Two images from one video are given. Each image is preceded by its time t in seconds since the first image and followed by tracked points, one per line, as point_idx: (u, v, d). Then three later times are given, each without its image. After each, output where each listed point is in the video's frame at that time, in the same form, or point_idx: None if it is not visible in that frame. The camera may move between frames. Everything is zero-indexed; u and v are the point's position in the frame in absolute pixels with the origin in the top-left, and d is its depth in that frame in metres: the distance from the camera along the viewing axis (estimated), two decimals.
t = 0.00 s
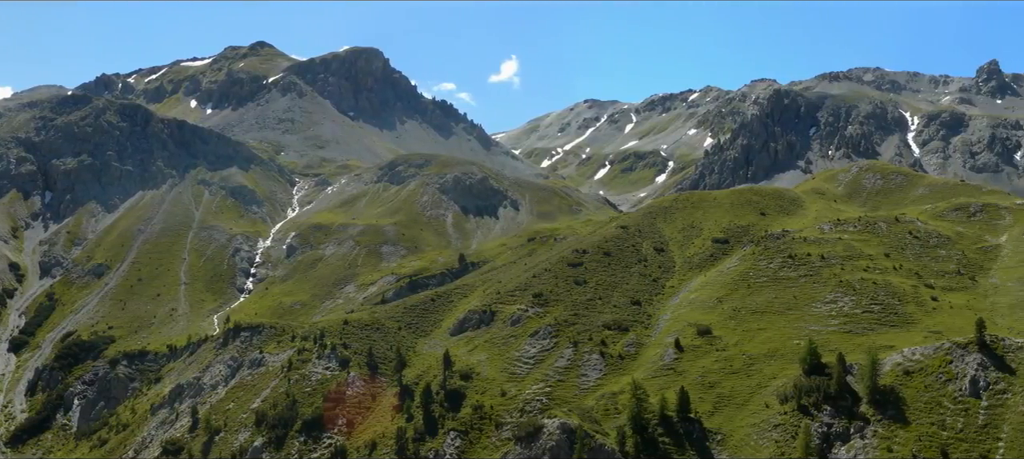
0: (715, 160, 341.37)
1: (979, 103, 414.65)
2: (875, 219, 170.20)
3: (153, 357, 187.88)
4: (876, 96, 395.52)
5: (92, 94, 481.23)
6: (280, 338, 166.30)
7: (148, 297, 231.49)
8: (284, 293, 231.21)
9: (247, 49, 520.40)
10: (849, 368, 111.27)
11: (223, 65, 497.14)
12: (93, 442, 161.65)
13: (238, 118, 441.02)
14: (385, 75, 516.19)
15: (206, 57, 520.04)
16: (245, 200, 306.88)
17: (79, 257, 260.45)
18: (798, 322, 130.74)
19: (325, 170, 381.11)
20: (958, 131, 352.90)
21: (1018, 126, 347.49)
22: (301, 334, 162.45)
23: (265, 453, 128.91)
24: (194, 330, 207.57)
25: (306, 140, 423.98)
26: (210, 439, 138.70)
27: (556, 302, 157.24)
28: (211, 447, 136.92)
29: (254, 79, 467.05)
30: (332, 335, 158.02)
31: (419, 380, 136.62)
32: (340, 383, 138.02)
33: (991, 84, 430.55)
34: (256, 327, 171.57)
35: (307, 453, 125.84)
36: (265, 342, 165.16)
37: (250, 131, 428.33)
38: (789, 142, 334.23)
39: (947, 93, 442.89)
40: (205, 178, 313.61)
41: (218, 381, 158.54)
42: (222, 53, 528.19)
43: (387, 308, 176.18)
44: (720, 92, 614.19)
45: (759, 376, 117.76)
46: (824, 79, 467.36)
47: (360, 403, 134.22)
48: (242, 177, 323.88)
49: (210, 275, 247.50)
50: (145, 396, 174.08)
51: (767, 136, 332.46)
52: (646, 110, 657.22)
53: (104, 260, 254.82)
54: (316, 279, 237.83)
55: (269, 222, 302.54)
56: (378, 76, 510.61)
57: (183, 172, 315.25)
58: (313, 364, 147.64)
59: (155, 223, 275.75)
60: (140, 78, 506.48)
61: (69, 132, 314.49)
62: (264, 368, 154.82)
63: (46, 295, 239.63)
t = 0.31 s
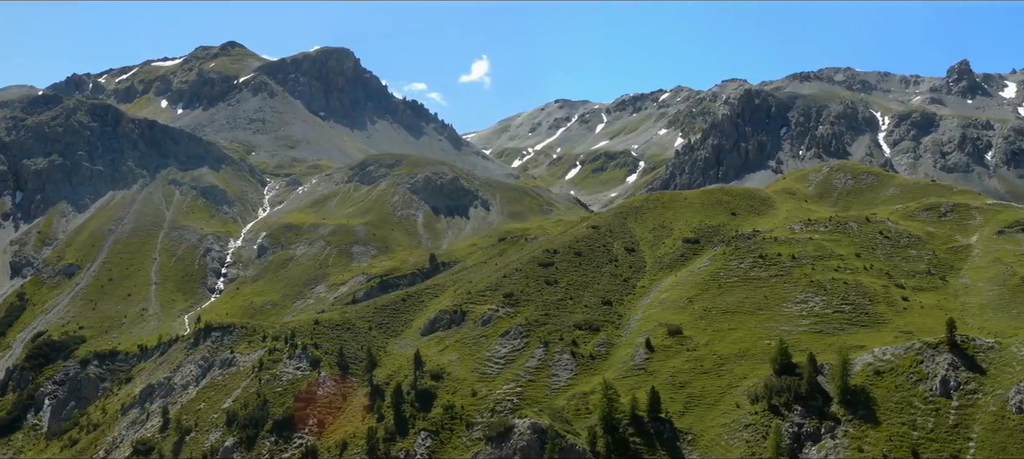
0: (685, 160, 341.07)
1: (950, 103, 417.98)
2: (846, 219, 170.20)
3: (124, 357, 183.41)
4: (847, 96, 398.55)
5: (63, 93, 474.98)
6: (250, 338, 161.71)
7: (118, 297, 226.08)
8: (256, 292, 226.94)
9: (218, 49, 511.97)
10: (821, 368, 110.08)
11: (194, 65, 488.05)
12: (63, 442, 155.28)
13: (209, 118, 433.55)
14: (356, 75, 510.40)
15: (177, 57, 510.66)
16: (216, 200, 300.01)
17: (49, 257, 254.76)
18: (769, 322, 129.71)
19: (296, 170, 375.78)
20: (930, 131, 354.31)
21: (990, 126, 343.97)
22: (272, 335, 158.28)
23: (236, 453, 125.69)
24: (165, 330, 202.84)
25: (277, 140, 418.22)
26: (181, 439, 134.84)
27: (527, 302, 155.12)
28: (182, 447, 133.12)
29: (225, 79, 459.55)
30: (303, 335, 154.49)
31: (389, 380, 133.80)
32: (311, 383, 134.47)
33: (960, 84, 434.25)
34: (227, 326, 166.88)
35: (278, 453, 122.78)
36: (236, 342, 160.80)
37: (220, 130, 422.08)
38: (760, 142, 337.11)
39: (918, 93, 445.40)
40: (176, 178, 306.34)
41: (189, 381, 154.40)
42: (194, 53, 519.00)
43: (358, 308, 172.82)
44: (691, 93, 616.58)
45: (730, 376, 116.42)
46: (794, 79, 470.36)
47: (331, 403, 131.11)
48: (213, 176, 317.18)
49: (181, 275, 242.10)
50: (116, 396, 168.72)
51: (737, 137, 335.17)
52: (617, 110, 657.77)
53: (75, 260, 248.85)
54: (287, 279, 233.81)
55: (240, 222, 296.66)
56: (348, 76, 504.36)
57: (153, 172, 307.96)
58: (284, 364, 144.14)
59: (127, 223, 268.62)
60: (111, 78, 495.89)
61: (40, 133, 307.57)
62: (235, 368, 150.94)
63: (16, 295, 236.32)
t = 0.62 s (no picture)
0: (659, 160, 341.59)
1: (924, 103, 421.33)
2: (819, 219, 170.21)
3: (98, 357, 179.11)
4: (821, 96, 401.27)
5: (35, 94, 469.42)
6: (224, 338, 158.71)
7: (91, 297, 221.00)
8: (229, 293, 222.81)
9: (191, 49, 504.12)
10: (794, 368, 108.62)
11: (168, 65, 479.92)
12: (36, 442, 150.24)
13: (182, 118, 427.46)
14: (330, 75, 504.17)
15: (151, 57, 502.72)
16: (190, 200, 296.01)
17: (22, 257, 248.39)
18: (742, 322, 128.72)
19: (269, 170, 370.65)
20: (904, 130, 355.74)
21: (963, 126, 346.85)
22: (246, 335, 154.91)
23: (210, 453, 121.93)
24: (138, 330, 198.53)
25: (250, 140, 412.32)
26: (155, 439, 130.57)
27: (501, 302, 153.16)
28: (155, 447, 128.95)
29: (199, 79, 452.91)
30: (277, 335, 151.22)
31: (363, 379, 131.15)
32: (285, 383, 131.59)
33: (935, 84, 437.87)
34: (200, 326, 163.32)
35: (252, 453, 119.40)
36: (210, 342, 157.24)
37: (194, 131, 415.94)
38: (733, 142, 339.24)
39: (891, 93, 449.01)
40: (150, 178, 301.78)
41: (163, 381, 150.18)
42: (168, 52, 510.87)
43: (331, 308, 169.64)
44: (665, 93, 618.46)
45: (703, 376, 115.02)
46: (768, 79, 472.89)
47: (304, 402, 128.17)
48: (186, 177, 312.04)
49: (154, 274, 238.37)
50: (90, 396, 163.65)
51: (711, 136, 336.25)
52: (591, 111, 658.03)
53: (48, 260, 243.08)
54: (261, 279, 229.83)
55: (214, 222, 291.91)
56: (322, 76, 498.31)
57: (127, 172, 303.15)
58: (257, 364, 140.71)
59: (101, 223, 263.72)
60: (85, 78, 487.02)
61: (14, 133, 302.02)
62: (209, 368, 147.20)
63: None
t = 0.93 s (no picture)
0: (632, 160, 342.14)
1: (897, 103, 425.42)
2: (793, 219, 170.21)
3: (72, 357, 174.76)
4: (795, 96, 403.62)
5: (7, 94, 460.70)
6: (198, 338, 154.25)
7: (64, 297, 217.38)
8: (203, 293, 219.30)
9: (165, 50, 495.82)
10: (768, 368, 107.33)
11: (141, 65, 471.95)
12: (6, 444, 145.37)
13: (156, 118, 420.11)
14: (303, 75, 497.85)
15: (125, 58, 493.77)
16: (163, 200, 290.41)
17: None
18: (716, 322, 127.90)
19: (243, 170, 365.65)
20: (877, 131, 358.48)
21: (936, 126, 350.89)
22: (220, 334, 151.23)
23: (183, 454, 118.85)
24: (112, 330, 194.91)
25: (224, 140, 406.90)
26: (128, 439, 126.92)
27: (474, 302, 151.24)
28: (129, 447, 125.15)
29: (173, 79, 445.86)
30: (250, 336, 147.99)
31: (337, 379, 128.78)
32: (258, 383, 129.07)
33: (909, 84, 442.26)
34: (174, 326, 159.15)
35: (225, 453, 116.79)
36: (184, 342, 153.21)
37: (167, 131, 409.60)
38: (707, 142, 339.84)
39: (866, 93, 452.25)
40: (123, 178, 296.25)
41: (136, 381, 146.32)
42: (143, 52, 503.05)
43: (305, 308, 166.52)
44: (639, 93, 619.48)
45: (677, 376, 113.84)
46: (742, 79, 475.14)
47: (278, 403, 125.67)
48: (160, 176, 306.77)
49: (128, 275, 234.44)
50: (63, 396, 159.68)
51: (684, 137, 336.80)
52: (565, 111, 657.84)
53: (21, 260, 238.16)
54: (234, 279, 226.28)
55: (188, 222, 286.64)
56: (296, 76, 491.52)
57: (101, 172, 297.48)
58: (230, 364, 137.76)
59: (74, 223, 258.63)
60: (59, 78, 479.48)
61: None
62: (183, 368, 143.72)
63: None
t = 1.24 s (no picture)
0: (606, 160, 342.40)
1: (871, 103, 429.35)
2: (766, 219, 170.13)
3: (46, 357, 171.98)
4: (768, 96, 405.80)
5: None
6: (171, 338, 149.79)
7: (36, 297, 212.81)
8: (177, 293, 215.49)
9: (139, 50, 487.10)
10: (741, 368, 105.72)
11: (115, 65, 463.27)
12: None
13: (130, 118, 412.93)
14: (277, 75, 490.67)
15: (99, 57, 484.93)
16: (138, 200, 285.10)
17: None
18: (689, 322, 127.06)
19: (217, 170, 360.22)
20: (850, 130, 361.65)
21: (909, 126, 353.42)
22: (194, 334, 147.57)
23: (158, 454, 116.21)
24: (86, 330, 191.19)
25: (198, 140, 401.11)
26: (102, 439, 123.70)
27: (448, 302, 149.23)
28: (103, 447, 122.13)
29: (146, 79, 438.59)
30: (224, 335, 144.74)
31: (311, 379, 126.40)
32: (232, 382, 126.45)
33: (882, 84, 446.74)
34: (148, 326, 154.37)
35: (200, 453, 114.32)
36: (157, 342, 148.74)
37: (140, 131, 402.58)
38: (681, 142, 339.98)
39: (839, 93, 455.97)
40: (97, 178, 291.01)
41: (110, 381, 142.68)
42: (117, 52, 494.06)
43: (278, 308, 163.39)
44: (612, 93, 620.41)
45: (650, 376, 112.73)
46: (715, 79, 477.33)
47: (252, 403, 123.20)
48: (133, 176, 301.17)
49: (101, 275, 229.21)
50: (36, 396, 156.17)
51: (658, 137, 337.34)
52: (538, 111, 657.20)
53: None
54: (208, 279, 222.41)
55: (163, 222, 281.77)
56: (269, 76, 484.44)
57: (74, 172, 291.55)
58: (204, 364, 134.74)
59: (48, 223, 254.46)
60: (33, 78, 470.08)
61: None
62: (157, 368, 139.98)
63: None
